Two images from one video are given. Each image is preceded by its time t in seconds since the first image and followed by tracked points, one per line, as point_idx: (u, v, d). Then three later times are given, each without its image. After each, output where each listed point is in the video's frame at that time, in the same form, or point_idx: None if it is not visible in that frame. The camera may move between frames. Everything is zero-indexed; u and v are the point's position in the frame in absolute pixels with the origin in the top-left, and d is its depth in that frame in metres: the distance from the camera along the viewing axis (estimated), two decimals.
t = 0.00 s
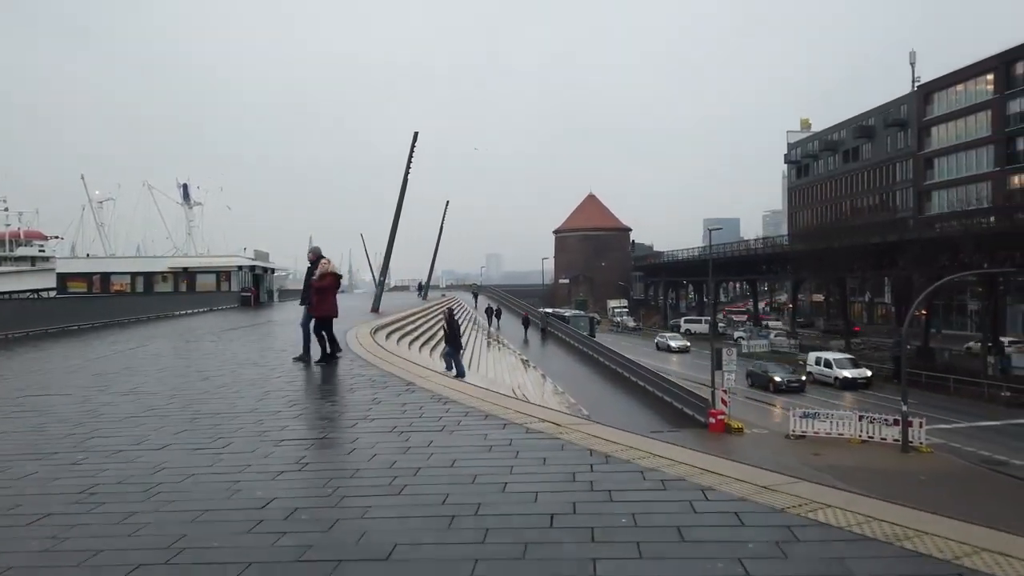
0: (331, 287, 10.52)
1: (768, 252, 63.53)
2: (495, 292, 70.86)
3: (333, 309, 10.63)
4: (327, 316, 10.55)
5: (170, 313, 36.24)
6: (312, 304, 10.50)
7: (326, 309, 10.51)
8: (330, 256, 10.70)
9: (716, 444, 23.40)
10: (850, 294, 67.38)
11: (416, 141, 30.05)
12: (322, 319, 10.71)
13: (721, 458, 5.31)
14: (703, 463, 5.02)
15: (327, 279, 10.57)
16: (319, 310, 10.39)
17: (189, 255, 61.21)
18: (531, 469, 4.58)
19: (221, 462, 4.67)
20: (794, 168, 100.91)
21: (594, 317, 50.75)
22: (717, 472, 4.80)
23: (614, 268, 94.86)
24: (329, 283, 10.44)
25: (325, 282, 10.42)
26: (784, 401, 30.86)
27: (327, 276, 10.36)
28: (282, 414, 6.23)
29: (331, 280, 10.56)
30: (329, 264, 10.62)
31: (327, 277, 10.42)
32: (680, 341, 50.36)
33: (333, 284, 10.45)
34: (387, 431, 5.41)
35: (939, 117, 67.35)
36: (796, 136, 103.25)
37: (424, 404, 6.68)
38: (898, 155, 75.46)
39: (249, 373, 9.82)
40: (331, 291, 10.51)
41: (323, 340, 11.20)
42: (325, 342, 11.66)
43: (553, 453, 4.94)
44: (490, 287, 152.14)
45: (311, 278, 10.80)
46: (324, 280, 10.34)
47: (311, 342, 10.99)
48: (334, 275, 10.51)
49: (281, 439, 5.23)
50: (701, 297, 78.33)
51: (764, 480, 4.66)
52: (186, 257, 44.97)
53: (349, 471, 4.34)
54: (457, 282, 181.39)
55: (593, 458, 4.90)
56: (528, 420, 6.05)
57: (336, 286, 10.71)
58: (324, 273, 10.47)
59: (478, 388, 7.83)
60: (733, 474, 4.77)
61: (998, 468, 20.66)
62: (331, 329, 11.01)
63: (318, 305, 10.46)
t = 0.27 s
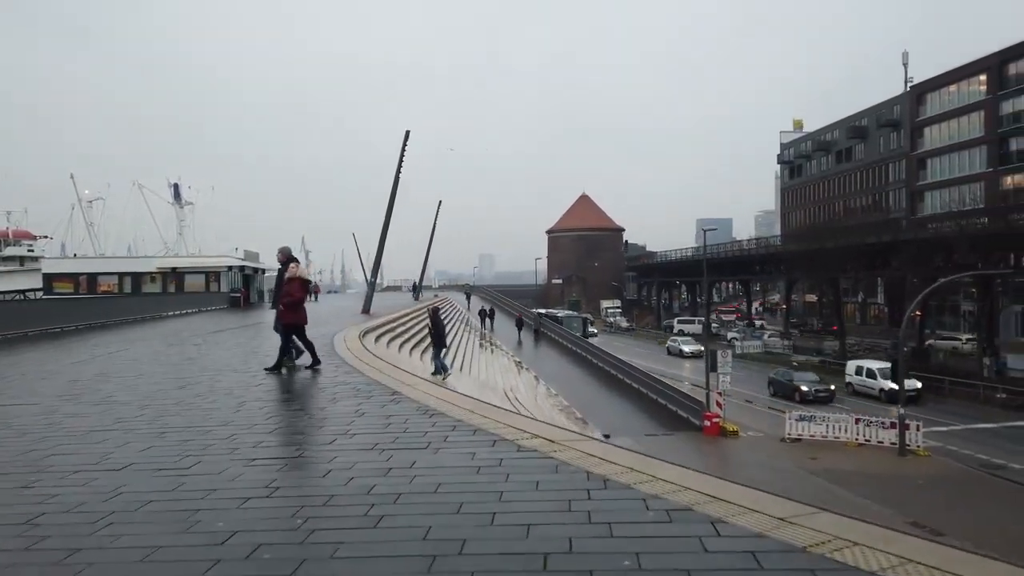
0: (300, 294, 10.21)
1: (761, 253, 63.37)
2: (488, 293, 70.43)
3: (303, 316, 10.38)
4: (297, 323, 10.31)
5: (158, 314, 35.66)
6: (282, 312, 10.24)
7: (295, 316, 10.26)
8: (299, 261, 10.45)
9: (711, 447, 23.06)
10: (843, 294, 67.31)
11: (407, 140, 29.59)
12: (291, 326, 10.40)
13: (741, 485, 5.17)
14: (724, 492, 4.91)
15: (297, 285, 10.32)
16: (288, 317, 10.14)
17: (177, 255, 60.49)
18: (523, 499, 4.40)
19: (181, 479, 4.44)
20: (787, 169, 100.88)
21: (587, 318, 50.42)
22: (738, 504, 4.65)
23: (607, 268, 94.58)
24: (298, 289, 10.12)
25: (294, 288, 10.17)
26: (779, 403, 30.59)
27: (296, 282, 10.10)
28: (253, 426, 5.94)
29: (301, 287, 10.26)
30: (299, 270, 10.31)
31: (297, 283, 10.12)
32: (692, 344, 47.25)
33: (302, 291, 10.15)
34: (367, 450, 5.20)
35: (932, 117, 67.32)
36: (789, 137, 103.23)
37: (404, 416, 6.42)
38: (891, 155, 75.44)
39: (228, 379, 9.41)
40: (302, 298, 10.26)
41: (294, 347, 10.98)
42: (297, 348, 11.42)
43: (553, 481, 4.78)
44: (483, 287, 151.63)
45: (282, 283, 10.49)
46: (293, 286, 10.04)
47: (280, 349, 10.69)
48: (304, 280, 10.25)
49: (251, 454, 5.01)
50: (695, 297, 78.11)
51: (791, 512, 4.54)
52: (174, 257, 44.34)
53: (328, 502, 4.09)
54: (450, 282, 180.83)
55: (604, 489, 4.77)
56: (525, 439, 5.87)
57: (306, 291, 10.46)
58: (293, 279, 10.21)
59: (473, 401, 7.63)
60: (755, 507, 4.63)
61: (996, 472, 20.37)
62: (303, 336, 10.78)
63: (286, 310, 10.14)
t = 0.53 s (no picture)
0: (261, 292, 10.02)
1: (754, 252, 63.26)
2: (481, 292, 70.11)
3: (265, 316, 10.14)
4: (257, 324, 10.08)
5: (145, 314, 35.21)
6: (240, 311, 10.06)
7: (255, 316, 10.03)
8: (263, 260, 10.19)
9: (705, 448, 22.82)
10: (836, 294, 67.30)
11: (398, 138, 29.26)
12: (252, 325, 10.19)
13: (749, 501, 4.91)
14: (734, 509, 4.65)
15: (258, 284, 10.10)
16: (247, 315, 9.95)
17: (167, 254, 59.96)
18: (498, 516, 4.25)
19: (137, 496, 4.30)
20: (780, 169, 100.92)
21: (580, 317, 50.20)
22: (740, 520, 4.42)
23: (600, 267, 94.40)
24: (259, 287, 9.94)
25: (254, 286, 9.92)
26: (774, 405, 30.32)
27: (254, 282, 9.85)
28: (223, 432, 5.82)
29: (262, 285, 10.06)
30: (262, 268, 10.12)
31: (257, 280, 9.93)
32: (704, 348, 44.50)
33: (262, 289, 9.95)
34: (339, 461, 5.07)
35: (924, 117, 67.33)
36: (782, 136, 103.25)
37: (383, 423, 6.26)
38: (884, 155, 75.44)
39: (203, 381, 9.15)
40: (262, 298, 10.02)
41: (261, 347, 10.83)
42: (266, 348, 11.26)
43: (540, 493, 4.61)
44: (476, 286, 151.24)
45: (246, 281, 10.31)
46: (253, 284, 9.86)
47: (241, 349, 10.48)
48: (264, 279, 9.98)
49: (214, 466, 4.90)
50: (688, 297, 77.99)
51: (804, 532, 4.22)
52: (162, 257, 43.86)
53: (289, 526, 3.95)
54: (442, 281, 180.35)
55: (593, 502, 4.56)
56: (514, 447, 5.68)
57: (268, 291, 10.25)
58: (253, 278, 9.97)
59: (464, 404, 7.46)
60: (760, 523, 4.38)
61: (994, 473, 20.15)
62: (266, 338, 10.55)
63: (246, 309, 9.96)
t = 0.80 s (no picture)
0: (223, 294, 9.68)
1: (747, 252, 63.12)
2: (473, 293, 69.73)
3: (228, 322, 9.78)
4: (219, 329, 9.72)
5: (132, 315, 34.68)
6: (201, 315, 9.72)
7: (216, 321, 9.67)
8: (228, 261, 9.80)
9: (700, 451, 22.54)
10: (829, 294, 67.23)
11: (389, 137, 28.87)
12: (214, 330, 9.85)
13: (752, 525, 4.67)
14: (729, 534, 4.43)
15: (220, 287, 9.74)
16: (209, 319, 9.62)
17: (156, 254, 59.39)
18: (477, 545, 4.04)
19: (92, 526, 4.09)
20: (773, 169, 100.96)
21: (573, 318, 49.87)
22: (734, 545, 4.21)
23: (593, 268, 94.17)
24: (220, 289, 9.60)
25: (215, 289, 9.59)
26: (768, 407, 30.04)
27: (215, 286, 9.47)
28: (194, 449, 5.63)
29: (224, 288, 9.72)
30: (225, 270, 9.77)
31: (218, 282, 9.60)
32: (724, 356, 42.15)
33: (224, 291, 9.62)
34: (315, 484, 4.89)
35: (917, 117, 67.35)
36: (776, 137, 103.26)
37: (367, 440, 6.08)
38: (877, 155, 75.44)
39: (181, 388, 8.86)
40: (222, 303, 9.64)
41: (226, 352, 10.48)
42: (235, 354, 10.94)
43: (525, 518, 4.44)
44: (468, 286, 150.72)
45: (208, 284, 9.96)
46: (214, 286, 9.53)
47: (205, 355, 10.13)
48: (226, 283, 9.59)
49: (180, 489, 4.73)
50: (681, 297, 77.81)
51: (803, 561, 3.96)
52: (151, 257, 43.31)
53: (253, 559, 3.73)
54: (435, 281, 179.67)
55: (581, 526, 4.37)
56: (504, 466, 5.46)
57: (231, 295, 9.90)
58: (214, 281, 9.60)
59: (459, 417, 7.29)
60: (756, 550, 4.15)
61: (991, 476, 19.94)
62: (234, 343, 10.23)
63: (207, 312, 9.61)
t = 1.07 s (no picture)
0: (186, 295, 9.28)
1: (743, 252, 62.87)
2: (468, 292, 69.32)
3: (191, 321, 9.39)
4: (180, 328, 9.33)
5: (122, 315, 34.12)
6: (162, 313, 9.34)
7: (178, 320, 9.29)
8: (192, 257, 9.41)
9: (698, 453, 22.21)
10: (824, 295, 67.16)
11: (383, 134, 28.46)
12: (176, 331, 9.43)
13: (771, 541, 4.32)
14: (746, 549, 4.04)
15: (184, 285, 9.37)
16: (170, 319, 9.21)
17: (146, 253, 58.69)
18: (471, 564, 3.71)
19: (41, 544, 3.78)
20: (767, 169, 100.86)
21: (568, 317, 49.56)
22: (751, 564, 3.84)
23: (588, 268, 93.90)
24: (183, 287, 9.20)
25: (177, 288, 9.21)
26: (766, 407, 29.76)
27: (178, 283, 9.10)
28: (165, 458, 5.27)
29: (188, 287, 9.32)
30: (189, 268, 9.39)
31: (181, 281, 9.23)
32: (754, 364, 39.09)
33: (186, 290, 9.22)
34: (295, 497, 4.54)
35: (913, 117, 67.24)
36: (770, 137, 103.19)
37: (356, 446, 5.73)
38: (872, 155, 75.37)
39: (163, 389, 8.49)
40: (184, 301, 9.26)
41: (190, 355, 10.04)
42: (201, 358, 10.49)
43: (522, 534, 4.09)
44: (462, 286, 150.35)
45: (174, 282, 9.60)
46: (177, 284, 9.15)
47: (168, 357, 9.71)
48: (189, 280, 9.21)
49: (145, 502, 4.39)
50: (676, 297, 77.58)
51: None
52: (142, 256, 42.83)
53: None
54: (428, 281, 179.27)
55: (585, 542, 4.05)
56: (505, 475, 5.19)
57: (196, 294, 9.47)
58: (176, 278, 9.22)
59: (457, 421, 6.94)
60: (776, 569, 3.77)
61: (993, 478, 19.76)
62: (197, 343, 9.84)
63: (169, 311, 9.22)
